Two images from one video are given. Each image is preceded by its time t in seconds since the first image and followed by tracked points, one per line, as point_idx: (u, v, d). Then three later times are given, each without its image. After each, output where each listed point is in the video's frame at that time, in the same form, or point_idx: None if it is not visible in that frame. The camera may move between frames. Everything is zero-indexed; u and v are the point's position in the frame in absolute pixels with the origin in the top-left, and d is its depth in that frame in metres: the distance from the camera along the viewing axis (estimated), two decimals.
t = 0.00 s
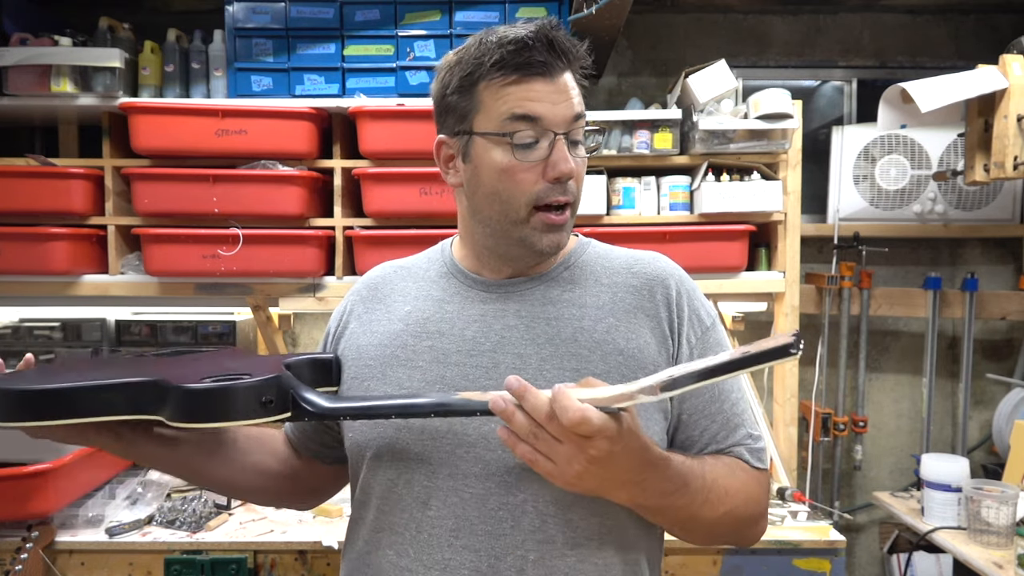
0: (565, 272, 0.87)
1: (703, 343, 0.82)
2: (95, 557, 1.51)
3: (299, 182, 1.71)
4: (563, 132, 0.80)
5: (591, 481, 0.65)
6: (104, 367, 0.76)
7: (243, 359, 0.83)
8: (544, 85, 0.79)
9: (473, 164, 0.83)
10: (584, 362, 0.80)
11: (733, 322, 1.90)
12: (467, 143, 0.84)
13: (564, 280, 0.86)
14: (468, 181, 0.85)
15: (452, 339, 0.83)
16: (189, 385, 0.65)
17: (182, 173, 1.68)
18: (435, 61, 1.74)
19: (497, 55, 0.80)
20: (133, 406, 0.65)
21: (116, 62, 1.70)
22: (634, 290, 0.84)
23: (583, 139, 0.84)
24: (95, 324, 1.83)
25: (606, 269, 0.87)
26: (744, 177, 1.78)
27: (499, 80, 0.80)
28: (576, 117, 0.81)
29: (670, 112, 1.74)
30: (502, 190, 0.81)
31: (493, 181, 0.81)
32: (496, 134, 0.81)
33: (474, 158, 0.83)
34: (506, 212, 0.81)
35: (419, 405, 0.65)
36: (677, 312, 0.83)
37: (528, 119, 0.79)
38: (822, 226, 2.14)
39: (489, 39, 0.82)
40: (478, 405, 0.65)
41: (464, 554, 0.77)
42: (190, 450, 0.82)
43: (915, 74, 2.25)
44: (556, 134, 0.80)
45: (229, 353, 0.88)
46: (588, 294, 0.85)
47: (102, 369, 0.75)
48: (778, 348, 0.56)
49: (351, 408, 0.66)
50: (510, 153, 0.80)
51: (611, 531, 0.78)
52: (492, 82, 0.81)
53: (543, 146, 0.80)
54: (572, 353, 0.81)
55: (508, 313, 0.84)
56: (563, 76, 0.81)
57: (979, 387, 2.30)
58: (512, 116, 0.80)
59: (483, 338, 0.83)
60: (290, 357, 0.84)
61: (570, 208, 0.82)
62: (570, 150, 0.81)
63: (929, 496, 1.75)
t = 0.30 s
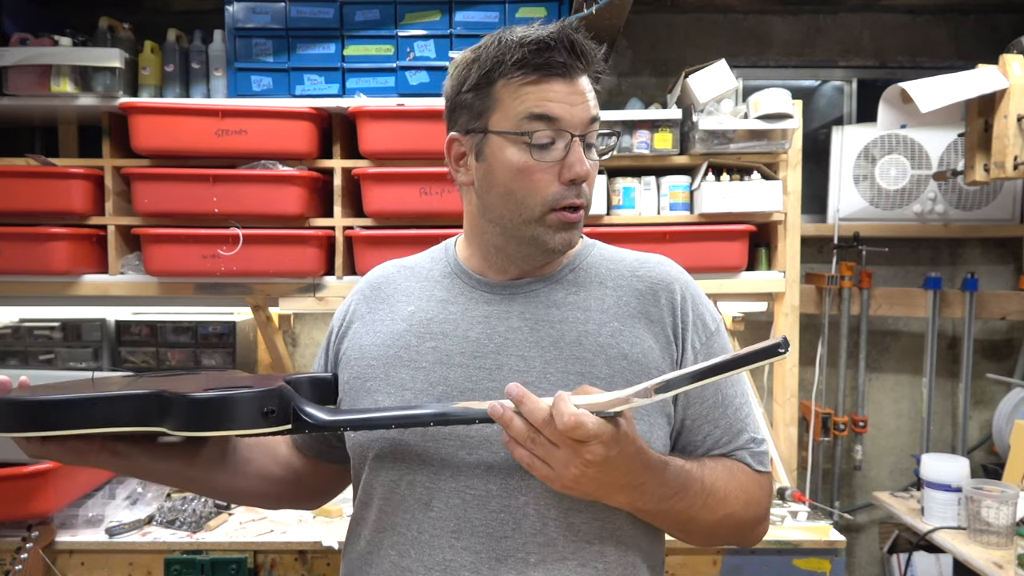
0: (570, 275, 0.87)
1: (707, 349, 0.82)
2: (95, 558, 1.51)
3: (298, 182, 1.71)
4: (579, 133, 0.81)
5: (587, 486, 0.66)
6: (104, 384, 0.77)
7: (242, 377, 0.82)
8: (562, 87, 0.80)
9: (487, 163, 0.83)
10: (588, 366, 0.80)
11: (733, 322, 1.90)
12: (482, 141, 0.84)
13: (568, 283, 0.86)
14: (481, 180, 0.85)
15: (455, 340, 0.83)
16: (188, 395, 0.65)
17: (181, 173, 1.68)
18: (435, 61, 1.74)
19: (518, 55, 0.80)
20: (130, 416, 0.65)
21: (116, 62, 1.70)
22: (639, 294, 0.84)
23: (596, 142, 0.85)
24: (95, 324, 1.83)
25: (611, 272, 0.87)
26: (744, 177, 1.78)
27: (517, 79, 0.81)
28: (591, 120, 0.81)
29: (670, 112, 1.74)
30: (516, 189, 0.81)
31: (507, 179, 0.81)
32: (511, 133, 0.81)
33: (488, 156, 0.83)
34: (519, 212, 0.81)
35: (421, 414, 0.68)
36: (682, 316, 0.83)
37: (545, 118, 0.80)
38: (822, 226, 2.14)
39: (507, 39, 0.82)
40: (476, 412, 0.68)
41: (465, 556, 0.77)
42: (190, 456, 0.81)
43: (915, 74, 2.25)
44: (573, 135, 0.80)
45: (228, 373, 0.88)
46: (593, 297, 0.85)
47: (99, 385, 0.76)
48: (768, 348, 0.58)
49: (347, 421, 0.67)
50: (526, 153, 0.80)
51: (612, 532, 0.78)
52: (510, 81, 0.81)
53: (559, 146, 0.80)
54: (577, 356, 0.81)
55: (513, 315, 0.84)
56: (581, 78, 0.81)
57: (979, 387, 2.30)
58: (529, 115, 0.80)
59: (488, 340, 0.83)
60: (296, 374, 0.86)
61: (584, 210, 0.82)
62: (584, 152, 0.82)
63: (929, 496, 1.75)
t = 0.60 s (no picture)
0: (571, 275, 0.87)
1: (708, 350, 0.82)
2: (95, 558, 1.51)
3: (298, 182, 1.71)
4: (581, 133, 0.80)
5: (587, 489, 0.66)
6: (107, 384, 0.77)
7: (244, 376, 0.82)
8: (565, 86, 0.80)
9: (489, 160, 0.83)
10: (589, 367, 0.80)
11: (733, 322, 1.90)
12: (484, 139, 0.84)
13: (570, 284, 0.86)
14: (483, 178, 0.84)
15: (456, 341, 0.83)
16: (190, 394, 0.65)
17: (181, 173, 1.68)
18: (435, 61, 1.74)
19: (521, 53, 0.81)
20: (131, 416, 0.65)
21: (116, 62, 1.70)
22: (640, 295, 0.84)
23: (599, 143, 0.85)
24: (95, 324, 1.83)
25: (612, 273, 0.87)
26: (744, 177, 1.78)
27: (521, 78, 0.81)
28: (594, 119, 0.81)
29: (670, 112, 1.74)
30: (517, 187, 0.81)
31: (508, 178, 0.81)
32: (514, 132, 0.81)
33: (490, 154, 0.83)
34: (520, 210, 0.81)
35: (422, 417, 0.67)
36: (683, 318, 0.83)
37: (548, 117, 0.80)
38: (822, 226, 2.14)
39: (512, 38, 0.83)
40: (478, 414, 0.68)
41: (465, 556, 0.77)
42: (190, 455, 0.81)
43: (915, 74, 2.25)
44: (575, 135, 0.80)
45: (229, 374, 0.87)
46: (594, 298, 0.85)
47: (101, 383, 0.76)
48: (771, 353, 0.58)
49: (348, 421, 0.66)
50: (528, 151, 0.80)
51: (612, 531, 0.78)
52: (514, 80, 0.81)
53: (561, 145, 0.80)
54: (577, 358, 0.81)
55: (514, 316, 0.84)
56: (584, 77, 0.81)
57: (978, 387, 2.30)
58: (532, 113, 0.80)
59: (488, 340, 0.83)
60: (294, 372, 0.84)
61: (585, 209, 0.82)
62: (586, 152, 0.81)
63: (929, 496, 1.75)
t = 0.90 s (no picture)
0: (570, 275, 0.87)
1: (707, 351, 0.82)
2: (95, 557, 1.51)
3: (298, 182, 1.71)
4: (564, 120, 0.81)
5: (603, 532, 0.64)
6: (98, 401, 0.73)
7: (229, 370, 0.74)
8: (550, 74, 0.81)
9: (476, 148, 0.85)
10: (588, 368, 0.80)
11: (733, 322, 1.90)
12: (474, 129, 0.85)
13: (570, 284, 0.86)
14: (471, 167, 0.86)
15: (456, 341, 0.83)
16: (182, 468, 0.61)
17: (181, 173, 1.68)
18: (435, 61, 1.74)
19: (508, 42, 0.82)
20: (138, 471, 0.66)
21: (116, 62, 1.70)
22: (639, 295, 0.84)
23: (589, 134, 0.84)
24: (95, 324, 1.83)
25: (612, 273, 0.87)
26: (744, 177, 1.78)
27: (508, 66, 0.82)
28: (580, 108, 0.81)
29: (670, 112, 1.74)
30: (498, 174, 0.82)
31: (491, 164, 0.82)
32: (499, 118, 0.82)
33: (477, 142, 0.84)
34: (502, 196, 0.82)
35: (424, 446, 0.64)
36: (683, 319, 0.83)
37: (531, 104, 0.81)
38: (822, 226, 2.14)
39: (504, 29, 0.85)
40: (477, 459, 0.63)
41: (464, 557, 0.77)
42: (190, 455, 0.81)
43: (915, 74, 2.25)
44: (556, 121, 0.81)
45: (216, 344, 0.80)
46: (594, 298, 0.85)
47: (92, 409, 0.72)
48: (790, 457, 0.49)
49: (359, 443, 0.67)
50: (509, 137, 0.81)
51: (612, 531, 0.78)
52: (502, 69, 0.83)
53: (542, 132, 0.81)
54: (577, 359, 0.81)
55: (513, 316, 0.84)
56: (572, 66, 0.82)
57: (979, 387, 2.30)
58: (515, 100, 0.81)
59: (488, 341, 0.83)
60: (282, 361, 0.73)
61: (567, 198, 0.81)
62: (570, 141, 0.82)
63: (929, 496, 1.75)
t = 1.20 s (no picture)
0: (570, 275, 0.87)
1: (707, 351, 0.82)
2: (95, 557, 1.51)
3: (298, 182, 1.71)
4: (552, 113, 0.82)
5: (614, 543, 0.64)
6: (102, 414, 0.73)
7: (233, 380, 0.74)
8: (543, 67, 0.82)
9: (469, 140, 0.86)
10: (590, 368, 0.80)
11: (733, 322, 1.90)
12: (469, 121, 0.87)
13: (570, 284, 0.86)
14: (466, 159, 0.88)
15: (456, 341, 0.83)
16: (190, 482, 0.61)
17: (181, 173, 1.68)
18: (435, 61, 1.74)
19: (505, 35, 0.84)
20: (143, 486, 0.66)
21: (116, 62, 1.70)
22: (639, 295, 0.84)
23: (583, 131, 0.85)
24: (95, 324, 1.83)
25: (612, 273, 0.87)
26: (744, 177, 1.78)
27: (503, 59, 0.84)
28: (570, 102, 0.82)
29: (670, 112, 1.74)
30: (485, 163, 0.83)
31: (480, 154, 0.84)
32: (491, 109, 0.84)
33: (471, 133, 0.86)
34: (487, 184, 0.83)
35: (434, 456, 0.64)
36: (683, 318, 0.83)
37: (521, 95, 0.82)
38: (822, 226, 2.14)
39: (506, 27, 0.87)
40: (489, 471, 0.62)
41: (467, 558, 0.77)
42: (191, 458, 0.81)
43: (915, 74, 2.25)
44: (544, 114, 0.82)
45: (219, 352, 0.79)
46: (594, 298, 0.85)
47: (98, 422, 0.72)
48: (810, 474, 0.50)
49: (367, 453, 0.66)
50: (497, 126, 0.83)
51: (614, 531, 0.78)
52: (497, 61, 0.85)
53: (531, 124, 0.82)
54: (577, 359, 0.81)
55: (514, 317, 0.84)
56: (566, 62, 0.83)
57: (978, 387, 2.30)
58: (505, 90, 0.82)
59: (488, 342, 0.83)
60: (287, 369, 0.73)
61: (551, 191, 0.81)
62: (558, 134, 0.82)
63: (929, 496, 1.75)
